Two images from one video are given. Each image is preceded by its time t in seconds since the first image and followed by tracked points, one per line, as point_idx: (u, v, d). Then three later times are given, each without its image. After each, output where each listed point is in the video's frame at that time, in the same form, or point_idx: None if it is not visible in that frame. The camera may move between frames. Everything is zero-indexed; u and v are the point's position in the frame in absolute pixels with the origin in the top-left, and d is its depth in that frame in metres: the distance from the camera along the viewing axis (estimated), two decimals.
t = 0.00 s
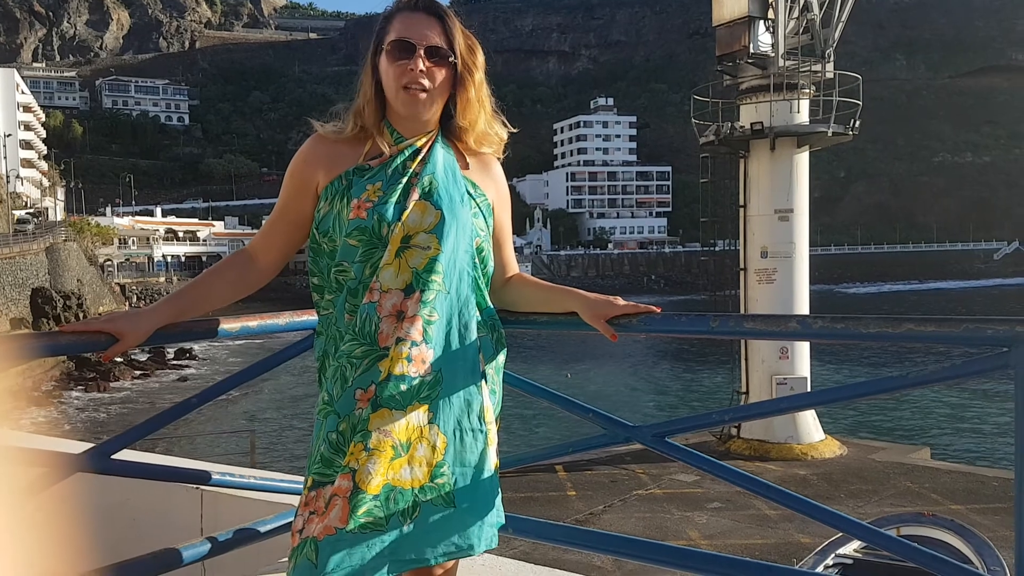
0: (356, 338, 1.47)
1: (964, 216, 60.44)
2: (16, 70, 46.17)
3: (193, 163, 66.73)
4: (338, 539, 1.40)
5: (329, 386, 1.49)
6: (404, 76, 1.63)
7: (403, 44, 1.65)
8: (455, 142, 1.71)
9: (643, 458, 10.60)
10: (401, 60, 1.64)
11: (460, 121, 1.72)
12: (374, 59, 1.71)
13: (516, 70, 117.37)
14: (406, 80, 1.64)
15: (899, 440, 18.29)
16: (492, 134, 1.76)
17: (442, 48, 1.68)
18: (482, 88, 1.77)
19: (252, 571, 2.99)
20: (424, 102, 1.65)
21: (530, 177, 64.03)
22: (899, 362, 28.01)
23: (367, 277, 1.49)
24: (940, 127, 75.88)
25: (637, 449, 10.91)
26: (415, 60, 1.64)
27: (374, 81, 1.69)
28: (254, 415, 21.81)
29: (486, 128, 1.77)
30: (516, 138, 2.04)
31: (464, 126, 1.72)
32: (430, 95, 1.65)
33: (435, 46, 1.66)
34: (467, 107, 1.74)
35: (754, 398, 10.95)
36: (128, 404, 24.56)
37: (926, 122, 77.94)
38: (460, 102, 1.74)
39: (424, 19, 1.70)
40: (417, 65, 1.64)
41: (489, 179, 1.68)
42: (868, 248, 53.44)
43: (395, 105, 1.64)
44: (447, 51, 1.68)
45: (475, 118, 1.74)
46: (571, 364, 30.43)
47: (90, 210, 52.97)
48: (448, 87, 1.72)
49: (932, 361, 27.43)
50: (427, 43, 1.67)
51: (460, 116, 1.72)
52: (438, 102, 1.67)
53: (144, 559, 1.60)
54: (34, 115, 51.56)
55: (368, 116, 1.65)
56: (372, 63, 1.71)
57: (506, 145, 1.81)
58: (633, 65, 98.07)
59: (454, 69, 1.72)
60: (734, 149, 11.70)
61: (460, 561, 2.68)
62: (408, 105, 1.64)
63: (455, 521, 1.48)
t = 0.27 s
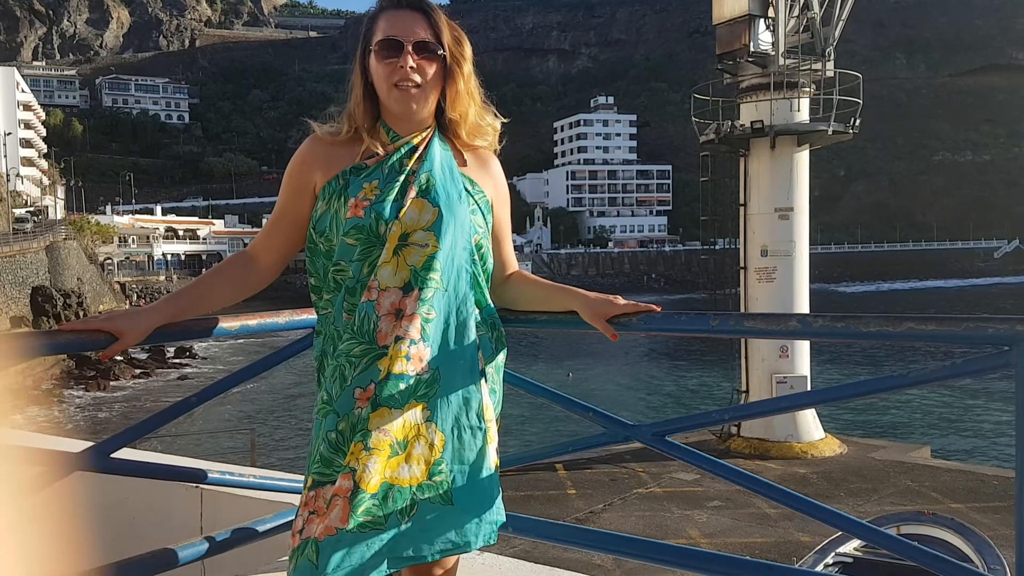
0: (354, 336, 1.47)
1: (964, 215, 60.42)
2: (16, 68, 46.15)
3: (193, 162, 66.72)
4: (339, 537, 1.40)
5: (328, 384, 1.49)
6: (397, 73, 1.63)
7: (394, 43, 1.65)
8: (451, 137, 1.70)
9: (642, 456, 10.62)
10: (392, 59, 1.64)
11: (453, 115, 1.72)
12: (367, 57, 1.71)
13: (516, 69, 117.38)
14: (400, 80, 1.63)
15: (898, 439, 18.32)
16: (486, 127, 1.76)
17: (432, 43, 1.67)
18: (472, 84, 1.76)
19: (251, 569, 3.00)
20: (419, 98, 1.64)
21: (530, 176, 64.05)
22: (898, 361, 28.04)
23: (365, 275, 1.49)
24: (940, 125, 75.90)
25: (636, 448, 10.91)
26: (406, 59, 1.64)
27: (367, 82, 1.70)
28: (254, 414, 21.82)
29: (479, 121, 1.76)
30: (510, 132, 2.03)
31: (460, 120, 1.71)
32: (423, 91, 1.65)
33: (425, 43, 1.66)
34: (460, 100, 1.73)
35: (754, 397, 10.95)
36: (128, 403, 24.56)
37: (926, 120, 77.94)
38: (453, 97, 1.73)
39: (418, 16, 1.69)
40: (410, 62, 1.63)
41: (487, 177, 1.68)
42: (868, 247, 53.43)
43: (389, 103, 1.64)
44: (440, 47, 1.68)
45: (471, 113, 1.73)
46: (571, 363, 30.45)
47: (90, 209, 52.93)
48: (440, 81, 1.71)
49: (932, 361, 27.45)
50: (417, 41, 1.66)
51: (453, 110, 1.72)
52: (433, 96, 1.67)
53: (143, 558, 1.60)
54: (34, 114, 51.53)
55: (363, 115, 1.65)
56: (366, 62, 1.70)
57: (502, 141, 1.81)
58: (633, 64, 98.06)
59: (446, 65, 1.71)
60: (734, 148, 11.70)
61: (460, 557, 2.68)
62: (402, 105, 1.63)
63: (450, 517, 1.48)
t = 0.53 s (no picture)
0: (353, 338, 1.47)
1: (966, 213, 60.34)
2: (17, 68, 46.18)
3: (194, 161, 66.77)
4: (340, 539, 1.39)
5: (328, 385, 1.49)
6: (394, 75, 1.63)
7: (390, 45, 1.65)
8: (451, 136, 1.69)
9: (643, 456, 10.62)
10: (389, 62, 1.63)
11: (452, 113, 1.71)
12: (363, 59, 1.71)
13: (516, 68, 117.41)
14: (399, 78, 1.62)
15: (899, 438, 18.32)
16: (484, 125, 1.75)
17: (430, 43, 1.67)
18: (471, 82, 1.75)
19: (252, 569, 2.99)
20: (418, 98, 1.64)
21: (530, 175, 64.06)
22: (899, 360, 28.05)
23: (365, 275, 1.49)
24: (941, 124, 75.88)
25: (637, 447, 10.92)
26: (404, 59, 1.63)
27: (367, 84, 1.69)
28: (255, 414, 21.84)
29: (478, 120, 1.76)
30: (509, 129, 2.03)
31: (457, 121, 1.71)
32: (421, 91, 1.64)
33: (422, 42, 1.66)
34: (458, 98, 1.72)
35: (755, 396, 10.94)
36: (129, 403, 24.57)
37: (927, 119, 77.89)
38: (452, 95, 1.72)
39: (415, 16, 1.69)
40: (406, 65, 1.63)
41: (488, 176, 1.67)
42: (870, 246, 53.41)
43: (388, 104, 1.64)
44: (437, 48, 1.67)
45: (470, 112, 1.72)
46: (573, 362, 30.48)
47: (91, 209, 52.96)
48: (438, 79, 1.70)
49: (933, 359, 27.47)
50: (414, 40, 1.66)
51: (450, 109, 1.72)
52: (432, 95, 1.66)
53: (145, 559, 1.59)
54: (35, 113, 51.55)
55: (361, 117, 1.65)
56: (363, 61, 1.70)
57: (501, 138, 1.81)
58: (634, 63, 98.07)
59: (443, 63, 1.71)
60: (735, 147, 11.69)
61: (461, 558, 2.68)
62: (402, 105, 1.63)
63: (450, 515, 1.47)
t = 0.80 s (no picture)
0: (354, 340, 1.47)
1: (964, 215, 60.41)
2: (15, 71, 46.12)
3: (192, 164, 66.72)
4: (340, 542, 1.40)
5: (328, 388, 1.49)
6: (394, 76, 1.63)
7: (388, 47, 1.65)
8: (449, 136, 1.69)
9: (642, 458, 10.62)
10: (387, 64, 1.64)
11: (449, 114, 1.71)
12: (363, 59, 1.71)
13: (514, 70, 117.46)
14: (398, 83, 1.62)
15: (898, 440, 18.32)
16: (482, 125, 1.76)
17: (428, 47, 1.67)
18: (470, 82, 1.76)
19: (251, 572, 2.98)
20: (417, 100, 1.64)
21: (528, 178, 64.12)
22: (897, 362, 28.06)
23: (365, 277, 1.49)
24: (939, 126, 76.01)
25: (635, 450, 10.92)
26: (401, 61, 1.64)
27: (364, 88, 1.70)
28: (254, 417, 21.80)
29: (478, 121, 1.75)
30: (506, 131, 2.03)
31: (457, 121, 1.71)
32: (420, 93, 1.65)
33: (420, 45, 1.66)
34: (456, 100, 1.73)
35: (753, 398, 10.94)
36: (127, 406, 24.53)
37: (924, 121, 78.02)
38: (450, 98, 1.72)
39: (413, 16, 1.69)
40: (405, 67, 1.63)
41: (487, 177, 1.68)
42: (868, 248, 53.48)
43: (388, 106, 1.64)
44: (434, 49, 1.67)
45: (469, 113, 1.73)
46: (571, 365, 30.47)
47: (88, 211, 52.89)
48: (437, 81, 1.71)
49: (931, 362, 27.49)
50: (413, 42, 1.66)
51: (449, 109, 1.71)
52: (430, 99, 1.67)
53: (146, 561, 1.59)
54: (33, 117, 51.49)
55: (359, 120, 1.65)
56: (361, 66, 1.71)
57: (498, 140, 1.81)
58: (631, 65, 98.18)
59: (441, 63, 1.71)
60: (733, 149, 11.70)
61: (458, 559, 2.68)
62: (401, 110, 1.63)
63: (449, 518, 1.47)
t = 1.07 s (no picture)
0: (353, 345, 1.47)
1: (960, 217, 60.49)
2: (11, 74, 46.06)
3: (189, 167, 66.69)
4: (337, 545, 1.40)
5: (326, 393, 1.49)
6: (391, 81, 1.64)
7: (384, 52, 1.66)
8: (446, 141, 1.70)
9: (639, 460, 10.63)
10: (386, 66, 1.64)
11: (446, 117, 1.72)
12: (359, 66, 1.72)
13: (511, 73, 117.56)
14: (395, 87, 1.63)
15: (897, 443, 18.31)
16: (478, 126, 1.76)
17: (424, 49, 1.67)
18: (467, 85, 1.76)
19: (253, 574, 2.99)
20: (414, 103, 1.64)
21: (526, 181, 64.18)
22: (895, 365, 28.10)
23: (363, 284, 1.49)
24: (935, 128, 76.20)
25: (633, 452, 10.93)
26: (397, 64, 1.64)
27: (360, 92, 1.70)
28: (251, 421, 21.77)
29: (474, 124, 1.76)
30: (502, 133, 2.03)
31: (451, 124, 1.71)
32: (418, 96, 1.65)
33: (415, 50, 1.67)
34: (452, 101, 1.73)
35: (751, 401, 10.94)
36: (126, 410, 24.50)
37: (921, 124, 78.19)
38: (447, 99, 1.73)
39: (409, 21, 1.70)
40: (401, 71, 1.64)
41: (486, 182, 1.68)
42: (865, 250, 53.54)
43: (386, 110, 1.64)
44: (430, 53, 1.68)
45: (465, 115, 1.73)
46: (569, 368, 30.47)
47: (85, 214, 52.83)
48: (434, 82, 1.71)
49: (928, 364, 27.54)
50: (409, 45, 1.67)
51: (446, 111, 1.71)
52: (428, 101, 1.67)
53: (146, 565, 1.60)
54: (30, 120, 51.41)
55: (355, 124, 1.65)
56: (358, 70, 1.71)
57: (494, 142, 1.80)
58: (629, 68, 98.35)
59: (437, 66, 1.71)
60: (729, 153, 11.73)
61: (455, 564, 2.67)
62: (400, 109, 1.63)
63: (447, 522, 1.47)
